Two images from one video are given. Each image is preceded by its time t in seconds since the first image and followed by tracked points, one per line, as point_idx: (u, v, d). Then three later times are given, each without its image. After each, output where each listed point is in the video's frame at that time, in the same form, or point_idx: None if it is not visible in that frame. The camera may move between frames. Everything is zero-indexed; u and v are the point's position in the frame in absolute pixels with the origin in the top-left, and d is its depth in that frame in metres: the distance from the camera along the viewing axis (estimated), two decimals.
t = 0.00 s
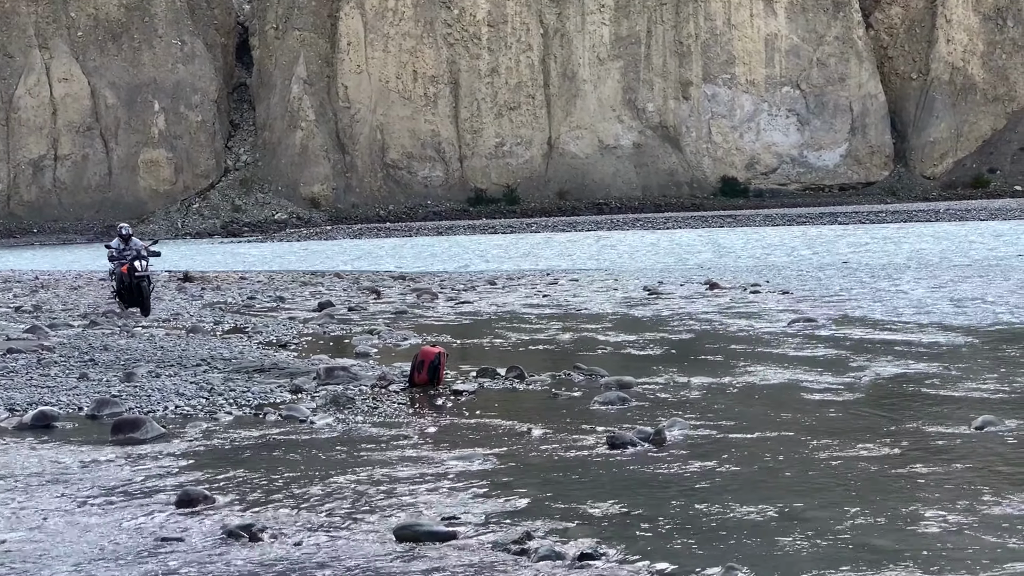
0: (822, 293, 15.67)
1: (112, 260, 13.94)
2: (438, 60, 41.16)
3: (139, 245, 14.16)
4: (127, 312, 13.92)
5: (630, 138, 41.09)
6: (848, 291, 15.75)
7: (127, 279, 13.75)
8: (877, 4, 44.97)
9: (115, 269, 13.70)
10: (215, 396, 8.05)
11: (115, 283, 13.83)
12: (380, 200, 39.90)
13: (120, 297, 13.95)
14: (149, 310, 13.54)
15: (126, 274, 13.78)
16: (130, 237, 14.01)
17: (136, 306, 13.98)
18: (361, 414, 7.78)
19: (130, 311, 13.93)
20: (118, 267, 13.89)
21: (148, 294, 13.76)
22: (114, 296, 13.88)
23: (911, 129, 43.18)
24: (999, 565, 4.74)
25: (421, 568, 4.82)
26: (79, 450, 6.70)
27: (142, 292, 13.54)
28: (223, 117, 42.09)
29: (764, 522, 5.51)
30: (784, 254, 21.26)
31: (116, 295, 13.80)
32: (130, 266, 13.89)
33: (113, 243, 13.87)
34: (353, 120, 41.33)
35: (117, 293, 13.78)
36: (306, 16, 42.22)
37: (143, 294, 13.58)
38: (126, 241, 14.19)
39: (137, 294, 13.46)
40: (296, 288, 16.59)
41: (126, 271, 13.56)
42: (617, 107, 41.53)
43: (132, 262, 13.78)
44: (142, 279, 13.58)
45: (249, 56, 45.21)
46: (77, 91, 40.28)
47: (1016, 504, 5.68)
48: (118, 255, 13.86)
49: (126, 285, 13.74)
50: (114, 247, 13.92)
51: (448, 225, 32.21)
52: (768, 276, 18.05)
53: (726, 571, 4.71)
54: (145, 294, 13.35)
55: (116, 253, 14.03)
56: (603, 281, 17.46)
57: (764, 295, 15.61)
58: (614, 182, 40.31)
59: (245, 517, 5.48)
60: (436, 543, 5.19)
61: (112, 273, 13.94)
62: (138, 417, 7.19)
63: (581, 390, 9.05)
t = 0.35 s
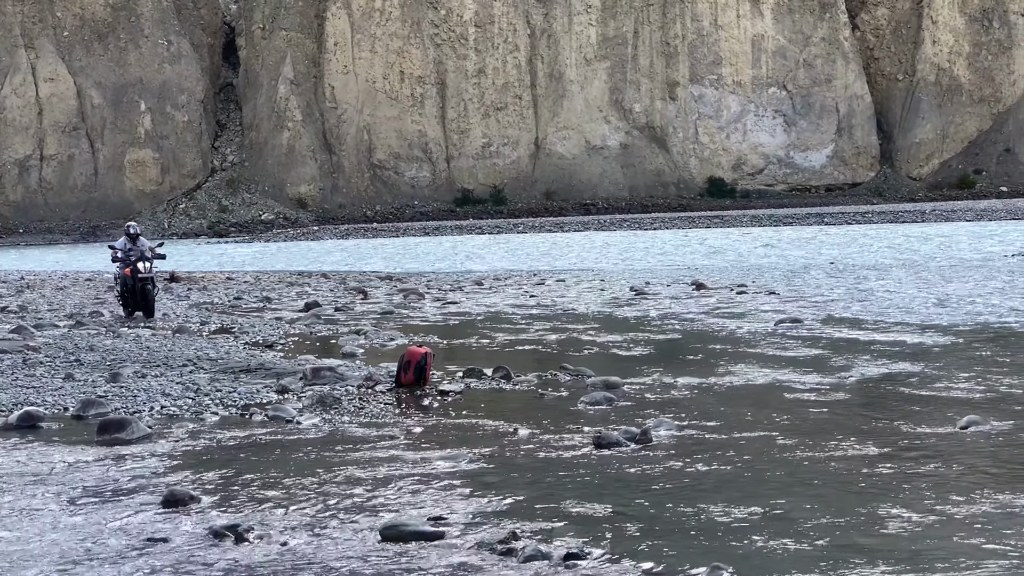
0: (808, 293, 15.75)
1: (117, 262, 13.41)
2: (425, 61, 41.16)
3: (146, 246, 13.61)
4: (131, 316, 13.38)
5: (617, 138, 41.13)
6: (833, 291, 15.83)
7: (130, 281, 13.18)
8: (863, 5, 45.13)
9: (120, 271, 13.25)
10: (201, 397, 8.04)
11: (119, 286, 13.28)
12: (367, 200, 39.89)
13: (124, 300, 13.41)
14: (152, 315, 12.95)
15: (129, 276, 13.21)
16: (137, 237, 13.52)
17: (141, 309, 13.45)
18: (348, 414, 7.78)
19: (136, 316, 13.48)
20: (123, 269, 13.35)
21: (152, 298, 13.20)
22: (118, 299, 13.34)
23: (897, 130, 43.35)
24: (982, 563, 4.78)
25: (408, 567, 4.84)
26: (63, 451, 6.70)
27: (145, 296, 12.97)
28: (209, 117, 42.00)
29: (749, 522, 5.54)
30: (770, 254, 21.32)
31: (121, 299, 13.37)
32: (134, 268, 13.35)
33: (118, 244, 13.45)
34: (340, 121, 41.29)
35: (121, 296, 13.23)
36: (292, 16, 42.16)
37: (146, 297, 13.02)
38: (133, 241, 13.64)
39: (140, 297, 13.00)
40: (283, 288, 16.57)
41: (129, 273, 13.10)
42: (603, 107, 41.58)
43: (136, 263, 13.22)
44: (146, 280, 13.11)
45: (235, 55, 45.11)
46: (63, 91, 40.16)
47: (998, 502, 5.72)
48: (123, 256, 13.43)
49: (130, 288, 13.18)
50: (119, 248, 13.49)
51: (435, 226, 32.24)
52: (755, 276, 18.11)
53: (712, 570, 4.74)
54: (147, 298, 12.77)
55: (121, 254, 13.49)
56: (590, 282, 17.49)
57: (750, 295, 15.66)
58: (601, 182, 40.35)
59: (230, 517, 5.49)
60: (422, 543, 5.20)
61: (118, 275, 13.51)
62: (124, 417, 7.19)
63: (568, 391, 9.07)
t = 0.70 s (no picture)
0: (795, 294, 15.81)
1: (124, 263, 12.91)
2: (413, 62, 41.14)
3: (155, 248, 13.11)
4: (135, 319, 12.87)
5: (605, 140, 41.19)
6: (821, 292, 15.90)
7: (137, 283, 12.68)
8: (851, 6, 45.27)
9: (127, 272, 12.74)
10: (189, 398, 8.04)
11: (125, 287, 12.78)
12: (355, 201, 39.89)
13: (129, 303, 12.90)
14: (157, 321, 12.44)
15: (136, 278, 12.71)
16: (146, 238, 13.04)
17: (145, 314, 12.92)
18: (336, 415, 7.79)
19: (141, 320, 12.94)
20: (130, 270, 12.85)
21: (159, 302, 12.71)
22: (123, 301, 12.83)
23: (884, 131, 43.49)
24: (967, 564, 4.81)
25: (396, 568, 4.86)
26: (51, 452, 6.70)
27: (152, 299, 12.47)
28: (197, 118, 41.92)
29: (736, 522, 5.56)
30: (758, 256, 21.39)
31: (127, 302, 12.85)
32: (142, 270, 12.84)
33: (126, 244, 12.95)
34: (328, 122, 41.27)
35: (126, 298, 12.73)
36: (280, 17, 42.10)
37: (153, 302, 12.51)
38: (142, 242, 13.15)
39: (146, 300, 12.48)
40: (272, 289, 16.57)
41: (135, 275, 12.60)
42: (592, 109, 41.62)
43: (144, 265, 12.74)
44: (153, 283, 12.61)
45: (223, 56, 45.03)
46: (51, 92, 40.04)
47: (984, 503, 5.75)
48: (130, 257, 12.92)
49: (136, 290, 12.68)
50: (127, 248, 13.00)
51: (424, 227, 32.25)
52: (743, 277, 18.17)
53: (699, 570, 4.76)
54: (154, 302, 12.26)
55: (129, 255, 12.99)
56: (578, 283, 17.54)
57: (739, 296, 15.71)
58: (589, 183, 40.45)
59: (219, 518, 5.50)
60: (411, 543, 5.22)
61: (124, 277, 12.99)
62: (112, 418, 7.18)
63: (556, 391, 9.10)
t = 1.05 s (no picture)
0: (782, 290, 15.83)
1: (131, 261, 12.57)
2: (400, 58, 41.11)
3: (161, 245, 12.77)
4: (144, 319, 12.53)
5: (592, 135, 41.18)
6: (807, 288, 15.94)
7: (146, 283, 12.38)
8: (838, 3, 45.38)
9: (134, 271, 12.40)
10: (176, 393, 8.03)
11: (132, 288, 12.46)
12: (342, 197, 39.86)
13: (137, 302, 12.55)
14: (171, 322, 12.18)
15: (145, 277, 12.40)
16: (152, 235, 12.68)
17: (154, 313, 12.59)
18: (323, 410, 7.80)
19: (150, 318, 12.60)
20: (136, 269, 12.51)
21: (169, 302, 12.43)
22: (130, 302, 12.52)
23: (871, 127, 43.62)
24: (953, 557, 4.85)
25: (384, 563, 4.87)
26: (37, 448, 6.69)
27: (163, 297, 12.16)
28: (184, 114, 41.80)
29: (722, 517, 5.59)
30: (744, 252, 21.44)
31: (135, 301, 12.51)
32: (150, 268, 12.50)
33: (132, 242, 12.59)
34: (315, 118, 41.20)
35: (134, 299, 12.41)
36: (267, 13, 42.02)
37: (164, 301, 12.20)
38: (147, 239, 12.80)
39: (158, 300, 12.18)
40: (258, 285, 16.56)
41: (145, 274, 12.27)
42: (578, 104, 41.61)
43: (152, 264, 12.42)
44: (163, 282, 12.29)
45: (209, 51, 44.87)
46: (36, 87, 39.87)
47: (969, 497, 5.80)
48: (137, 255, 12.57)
49: (144, 290, 12.39)
50: (133, 246, 12.63)
51: (410, 223, 32.22)
52: (729, 273, 18.20)
53: (688, 566, 4.79)
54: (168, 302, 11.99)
55: (135, 253, 12.63)
56: (565, 278, 17.56)
57: (725, 292, 15.75)
58: (576, 179, 40.49)
59: (205, 514, 5.50)
60: (397, 538, 5.23)
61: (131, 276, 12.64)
62: (98, 414, 7.17)
63: (543, 387, 9.13)
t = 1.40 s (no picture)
0: (771, 279, 15.83)
1: (144, 255, 12.42)
2: (390, 47, 41.07)
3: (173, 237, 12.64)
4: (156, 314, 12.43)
5: (582, 124, 41.13)
6: (796, 277, 15.97)
7: (158, 277, 12.25)
8: None
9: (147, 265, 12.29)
10: (165, 381, 8.06)
11: (145, 282, 12.31)
12: (332, 185, 39.80)
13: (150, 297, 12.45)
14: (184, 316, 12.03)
15: (157, 271, 12.26)
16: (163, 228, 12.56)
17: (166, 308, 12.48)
18: (312, 398, 7.82)
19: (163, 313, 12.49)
20: (149, 263, 12.38)
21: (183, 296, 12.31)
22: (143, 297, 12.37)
23: (860, 116, 43.69)
24: (936, 546, 4.90)
25: (374, 550, 4.90)
26: (26, 435, 6.71)
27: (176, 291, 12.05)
28: (173, 102, 41.67)
29: (709, 505, 5.63)
30: (734, 241, 21.49)
31: (148, 295, 12.41)
32: (162, 261, 12.38)
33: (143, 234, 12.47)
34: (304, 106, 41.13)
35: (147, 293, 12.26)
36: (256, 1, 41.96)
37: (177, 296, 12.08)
38: (159, 232, 12.66)
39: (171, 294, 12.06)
40: (247, 273, 16.54)
41: (157, 268, 12.16)
42: (568, 93, 41.56)
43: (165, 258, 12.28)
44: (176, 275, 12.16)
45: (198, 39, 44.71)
46: (24, 74, 39.77)
47: (956, 485, 5.85)
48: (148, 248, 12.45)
49: (157, 284, 12.27)
50: (144, 239, 12.51)
51: (399, 211, 32.16)
52: (719, 262, 18.23)
53: (674, 553, 4.83)
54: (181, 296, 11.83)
55: (146, 246, 12.52)
56: (554, 267, 17.57)
57: (714, 281, 15.77)
58: (566, 168, 40.39)
59: (195, 502, 5.52)
60: (386, 526, 5.24)
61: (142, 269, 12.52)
62: (87, 401, 7.18)
63: (532, 375, 9.15)
